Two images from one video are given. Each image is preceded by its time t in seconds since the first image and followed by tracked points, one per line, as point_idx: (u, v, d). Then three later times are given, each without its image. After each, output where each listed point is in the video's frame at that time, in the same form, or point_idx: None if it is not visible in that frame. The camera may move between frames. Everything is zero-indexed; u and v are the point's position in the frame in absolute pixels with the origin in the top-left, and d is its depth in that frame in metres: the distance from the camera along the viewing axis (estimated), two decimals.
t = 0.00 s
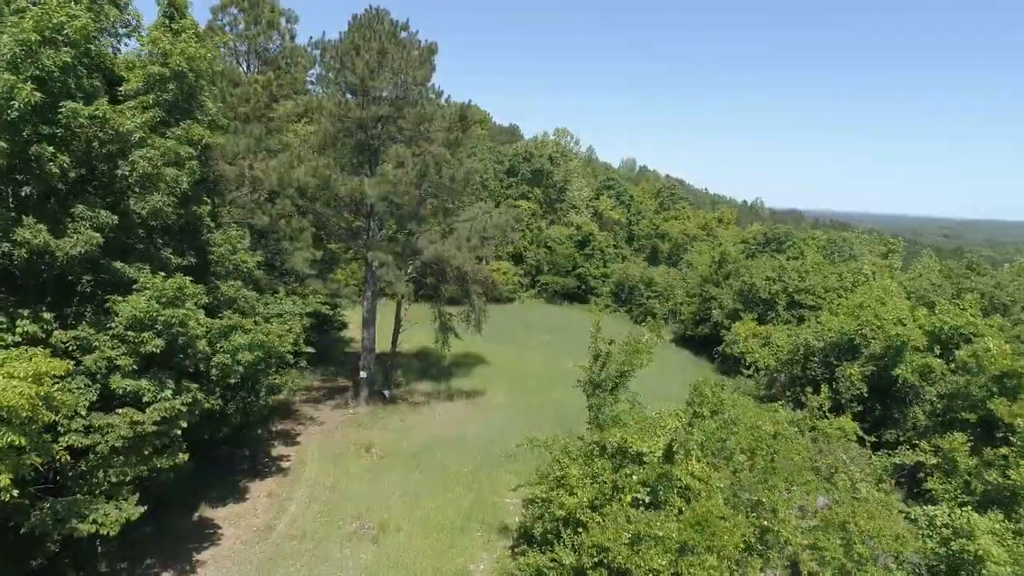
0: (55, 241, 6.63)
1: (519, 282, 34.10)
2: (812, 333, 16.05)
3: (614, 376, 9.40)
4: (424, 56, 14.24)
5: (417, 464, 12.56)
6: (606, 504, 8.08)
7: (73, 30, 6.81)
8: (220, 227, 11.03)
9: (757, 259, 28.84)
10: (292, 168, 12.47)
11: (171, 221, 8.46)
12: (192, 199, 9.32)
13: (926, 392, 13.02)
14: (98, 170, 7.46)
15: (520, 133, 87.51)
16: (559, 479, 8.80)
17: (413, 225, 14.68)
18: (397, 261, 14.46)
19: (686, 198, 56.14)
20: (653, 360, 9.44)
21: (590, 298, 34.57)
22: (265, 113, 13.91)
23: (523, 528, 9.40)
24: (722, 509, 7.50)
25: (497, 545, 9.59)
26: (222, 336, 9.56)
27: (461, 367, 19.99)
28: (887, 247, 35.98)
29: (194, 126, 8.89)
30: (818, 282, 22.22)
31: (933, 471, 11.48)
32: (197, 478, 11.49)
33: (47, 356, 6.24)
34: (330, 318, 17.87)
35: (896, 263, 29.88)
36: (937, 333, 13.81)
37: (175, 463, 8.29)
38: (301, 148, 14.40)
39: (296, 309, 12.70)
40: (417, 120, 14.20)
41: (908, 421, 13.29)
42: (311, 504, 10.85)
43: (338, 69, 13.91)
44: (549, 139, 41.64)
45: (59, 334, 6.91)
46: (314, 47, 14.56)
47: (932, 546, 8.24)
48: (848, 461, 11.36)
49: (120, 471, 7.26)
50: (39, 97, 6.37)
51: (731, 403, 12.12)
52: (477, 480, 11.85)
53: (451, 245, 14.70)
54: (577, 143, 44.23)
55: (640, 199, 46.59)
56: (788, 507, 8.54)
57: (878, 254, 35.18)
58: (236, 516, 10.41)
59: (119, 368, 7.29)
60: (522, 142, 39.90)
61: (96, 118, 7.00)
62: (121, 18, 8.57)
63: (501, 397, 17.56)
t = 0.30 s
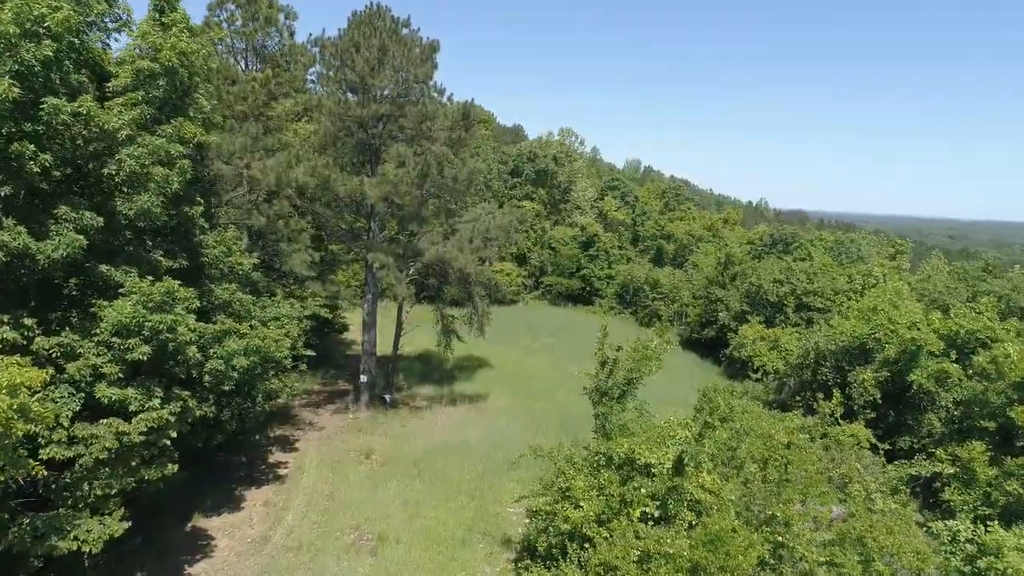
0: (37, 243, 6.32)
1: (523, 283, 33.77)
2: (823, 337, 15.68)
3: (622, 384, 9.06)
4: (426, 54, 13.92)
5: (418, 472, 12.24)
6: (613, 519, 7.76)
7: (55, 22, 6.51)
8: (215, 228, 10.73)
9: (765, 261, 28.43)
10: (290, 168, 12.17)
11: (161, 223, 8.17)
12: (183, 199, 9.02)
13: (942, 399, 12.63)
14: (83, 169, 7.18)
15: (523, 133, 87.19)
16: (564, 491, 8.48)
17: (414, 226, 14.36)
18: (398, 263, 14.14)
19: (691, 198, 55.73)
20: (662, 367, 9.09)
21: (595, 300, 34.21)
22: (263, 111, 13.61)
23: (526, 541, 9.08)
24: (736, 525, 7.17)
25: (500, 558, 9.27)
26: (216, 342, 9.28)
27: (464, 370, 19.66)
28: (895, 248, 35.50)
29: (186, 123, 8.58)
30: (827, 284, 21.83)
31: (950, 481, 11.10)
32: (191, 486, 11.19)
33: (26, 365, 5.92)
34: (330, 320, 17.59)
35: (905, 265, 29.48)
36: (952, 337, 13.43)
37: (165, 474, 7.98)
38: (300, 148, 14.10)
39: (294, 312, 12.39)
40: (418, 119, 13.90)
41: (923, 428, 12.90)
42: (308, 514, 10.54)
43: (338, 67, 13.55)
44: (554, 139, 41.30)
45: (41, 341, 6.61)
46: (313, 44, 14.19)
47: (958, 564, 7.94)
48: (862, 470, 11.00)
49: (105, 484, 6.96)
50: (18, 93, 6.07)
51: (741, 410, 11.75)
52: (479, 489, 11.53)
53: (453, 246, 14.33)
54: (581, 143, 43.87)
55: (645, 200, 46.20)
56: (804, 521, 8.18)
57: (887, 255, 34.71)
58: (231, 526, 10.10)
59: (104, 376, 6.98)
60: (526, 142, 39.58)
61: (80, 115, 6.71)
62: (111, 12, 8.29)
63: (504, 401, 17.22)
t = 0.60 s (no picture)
0: (12, 247, 5.98)
1: (526, 284, 33.41)
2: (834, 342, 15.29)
3: (629, 393, 8.68)
4: (427, 51, 13.58)
5: (418, 481, 11.87)
6: (620, 536, 7.40)
7: (32, 14, 6.19)
8: (207, 229, 10.40)
9: (771, 262, 28.04)
10: (286, 167, 11.84)
11: (148, 224, 7.83)
12: (173, 199, 8.68)
13: (959, 406, 12.22)
14: (62, 168, 6.86)
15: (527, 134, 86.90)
16: (569, 505, 8.13)
17: (415, 227, 14.02)
18: (398, 265, 13.81)
19: (696, 199, 55.30)
20: (670, 375, 8.69)
21: (598, 302, 33.85)
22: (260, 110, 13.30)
23: (528, 556, 8.73)
24: (749, 545, 6.80)
25: (501, 572, 8.91)
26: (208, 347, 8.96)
27: (465, 374, 19.31)
28: (903, 250, 35.06)
29: (175, 120, 8.23)
30: (836, 287, 21.42)
31: (968, 493, 10.70)
32: (183, 495, 10.85)
33: None
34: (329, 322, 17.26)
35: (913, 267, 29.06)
36: (969, 343, 13.03)
37: (151, 486, 7.64)
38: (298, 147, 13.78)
39: (291, 316, 12.06)
40: (419, 118, 13.57)
41: (938, 436, 12.50)
42: (303, 525, 10.19)
43: (337, 64, 13.23)
44: (557, 139, 40.92)
45: (19, 349, 6.28)
46: (312, 40, 13.90)
47: None
48: (877, 481, 10.61)
49: (86, 499, 6.64)
50: None
51: (751, 418, 11.37)
52: (480, 499, 11.17)
53: (454, 248, 13.95)
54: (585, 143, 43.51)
55: (649, 201, 45.82)
56: (820, 537, 7.79)
57: (895, 257, 34.27)
58: (223, 538, 9.76)
59: (85, 386, 6.63)
60: (530, 142, 39.25)
61: (59, 112, 6.39)
62: (98, 5, 7.97)
63: (507, 406, 16.86)
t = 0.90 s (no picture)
0: None
1: (529, 286, 33.08)
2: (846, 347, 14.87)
3: (634, 403, 8.28)
4: (427, 48, 13.24)
5: (416, 490, 11.51)
6: (626, 556, 7.00)
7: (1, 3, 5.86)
8: (198, 231, 10.07)
9: (778, 264, 27.63)
10: (281, 167, 11.51)
11: (131, 226, 7.49)
12: (160, 200, 8.35)
13: (976, 414, 11.80)
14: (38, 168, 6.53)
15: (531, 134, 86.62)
16: (571, 521, 7.76)
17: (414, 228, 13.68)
18: (397, 268, 13.46)
19: (702, 199, 54.84)
20: (678, 384, 8.30)
21: (603, 303, 33.50)
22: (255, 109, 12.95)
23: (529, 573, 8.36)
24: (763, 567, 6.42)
25: None
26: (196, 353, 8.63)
27: (467, 378, 18.95)
28: (912, 251, 34.56)
29: (161, 117, 7.89)
30: (846, 290, 20.98)
31: (987, 505, 10.29)
32: (173, 506, 10.52)
33: None
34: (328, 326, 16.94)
35: (921, 269, 28.63)
36: (985, 349, 12.66)
37: (134, 501, 7.31)
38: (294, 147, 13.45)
39: (286, 320, 11.71)
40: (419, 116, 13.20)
41: (954, 445, 12.08)
42: (296, 538, 9.85)
43: (334, 61, 12.87)
44: (561, 139, 40.51)
45: None
46: (309, 37, 13.55)
47: None
48: (892, 494, 10.21)
49: (62, 516, 6.31)
50: None
51: (761, 428, 10.97)
52: (480, 509, 10.80)
53: (454, 250, 13.58)
54: (589, 143, 43.12)
55: (654, 202, 45.44)
56: (836, 556, 7.40)
57: (903, 258, 33.80)
58: (213, 551, 9.44)
59: (62, 397, 6.27)
60: (534, 142, 38.91)
61: (32, 108, 6.05)
62: None
63: (509, 411, 16.48)
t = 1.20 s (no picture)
0: None
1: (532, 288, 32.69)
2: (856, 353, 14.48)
3: (638, 413, 7.88)
4: (425, 44, 12.87)
5: (412, 501, 11.13)
6: None
7: None
8: (185, 232, 9.70)
9: (785, 265, 27.20)
10: (274, 166, 11.16)
11: (109, 227, 7.14)
12: (144, 199, 7.99)
13: (993, 422, 11.39)
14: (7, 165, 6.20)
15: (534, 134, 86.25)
16: (573, 539, 7.37)
17: (412, 229, 13.29)
18: (394, 270, 13.08)
19: (706, 199, 54.43)
20: (683, 393, 7.92)
21: (606, 305, 33.10)
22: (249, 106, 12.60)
23: None
24: None
25: None
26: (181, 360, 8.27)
27: (467, 382, 18.57)
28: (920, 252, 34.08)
29: (142, 113, 7.53)
30: (854, 292, 20.55)
31: (1007, 519, 9.87)
32: (160, 518, 10.15)
33: None
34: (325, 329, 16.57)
35: (929, 270, 28.23)
36: (1002, 355, 12.25)
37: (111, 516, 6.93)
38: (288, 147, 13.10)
39: (278, 324, 11.35)
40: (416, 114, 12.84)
41: (969, 454, 11.66)
42: (287, 551, 9.47)
43: (329, 57, 12.49)
44: (564, 139, 40.14)
45: None
46: (303, 33, 13.17)
47: None
48: (908, 507, 9.79)
49: (31, 535, 5.93)
50: None
51: (768, 437, 10.59)
52: (478, 521, 10.41)
53: (453, 252, 13.19)
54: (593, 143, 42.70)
55: (658, 202, 45.03)
56: None
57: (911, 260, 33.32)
58: (199, 565, 9.06)
59: (31, 408, 5.93)
60: (537, 143, 38.51)
61: None
62: None
63: (509, 417, 16.08)
